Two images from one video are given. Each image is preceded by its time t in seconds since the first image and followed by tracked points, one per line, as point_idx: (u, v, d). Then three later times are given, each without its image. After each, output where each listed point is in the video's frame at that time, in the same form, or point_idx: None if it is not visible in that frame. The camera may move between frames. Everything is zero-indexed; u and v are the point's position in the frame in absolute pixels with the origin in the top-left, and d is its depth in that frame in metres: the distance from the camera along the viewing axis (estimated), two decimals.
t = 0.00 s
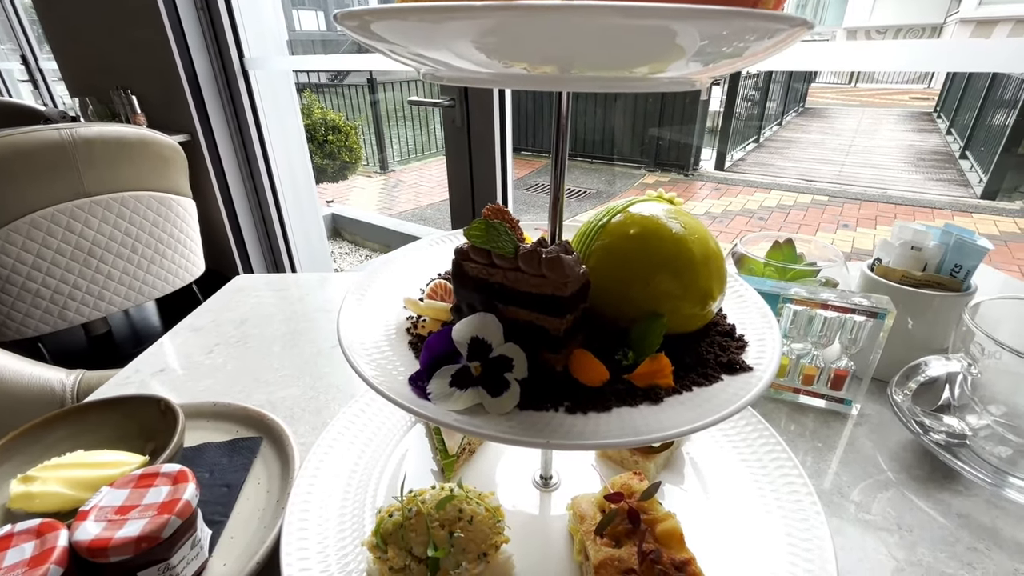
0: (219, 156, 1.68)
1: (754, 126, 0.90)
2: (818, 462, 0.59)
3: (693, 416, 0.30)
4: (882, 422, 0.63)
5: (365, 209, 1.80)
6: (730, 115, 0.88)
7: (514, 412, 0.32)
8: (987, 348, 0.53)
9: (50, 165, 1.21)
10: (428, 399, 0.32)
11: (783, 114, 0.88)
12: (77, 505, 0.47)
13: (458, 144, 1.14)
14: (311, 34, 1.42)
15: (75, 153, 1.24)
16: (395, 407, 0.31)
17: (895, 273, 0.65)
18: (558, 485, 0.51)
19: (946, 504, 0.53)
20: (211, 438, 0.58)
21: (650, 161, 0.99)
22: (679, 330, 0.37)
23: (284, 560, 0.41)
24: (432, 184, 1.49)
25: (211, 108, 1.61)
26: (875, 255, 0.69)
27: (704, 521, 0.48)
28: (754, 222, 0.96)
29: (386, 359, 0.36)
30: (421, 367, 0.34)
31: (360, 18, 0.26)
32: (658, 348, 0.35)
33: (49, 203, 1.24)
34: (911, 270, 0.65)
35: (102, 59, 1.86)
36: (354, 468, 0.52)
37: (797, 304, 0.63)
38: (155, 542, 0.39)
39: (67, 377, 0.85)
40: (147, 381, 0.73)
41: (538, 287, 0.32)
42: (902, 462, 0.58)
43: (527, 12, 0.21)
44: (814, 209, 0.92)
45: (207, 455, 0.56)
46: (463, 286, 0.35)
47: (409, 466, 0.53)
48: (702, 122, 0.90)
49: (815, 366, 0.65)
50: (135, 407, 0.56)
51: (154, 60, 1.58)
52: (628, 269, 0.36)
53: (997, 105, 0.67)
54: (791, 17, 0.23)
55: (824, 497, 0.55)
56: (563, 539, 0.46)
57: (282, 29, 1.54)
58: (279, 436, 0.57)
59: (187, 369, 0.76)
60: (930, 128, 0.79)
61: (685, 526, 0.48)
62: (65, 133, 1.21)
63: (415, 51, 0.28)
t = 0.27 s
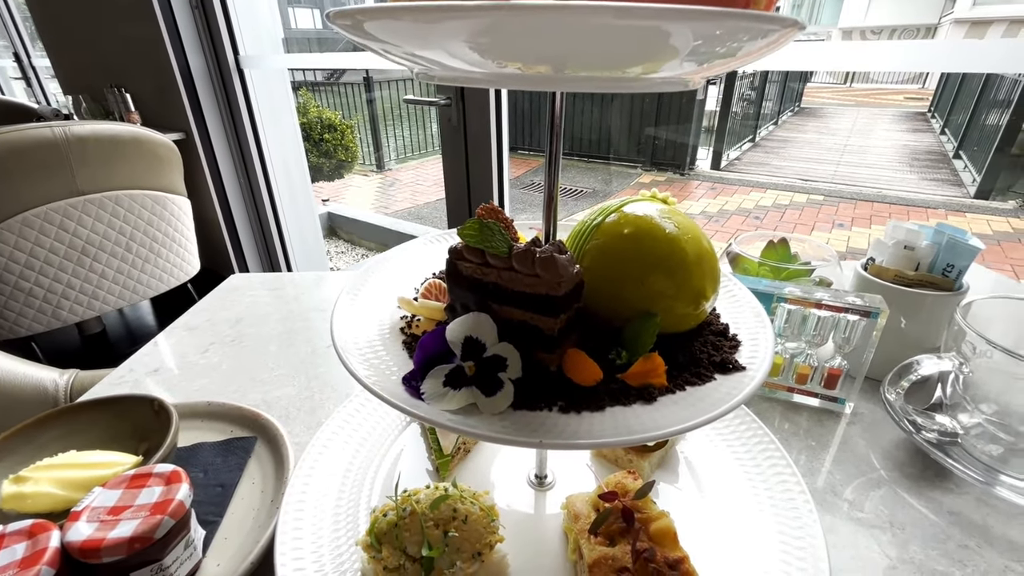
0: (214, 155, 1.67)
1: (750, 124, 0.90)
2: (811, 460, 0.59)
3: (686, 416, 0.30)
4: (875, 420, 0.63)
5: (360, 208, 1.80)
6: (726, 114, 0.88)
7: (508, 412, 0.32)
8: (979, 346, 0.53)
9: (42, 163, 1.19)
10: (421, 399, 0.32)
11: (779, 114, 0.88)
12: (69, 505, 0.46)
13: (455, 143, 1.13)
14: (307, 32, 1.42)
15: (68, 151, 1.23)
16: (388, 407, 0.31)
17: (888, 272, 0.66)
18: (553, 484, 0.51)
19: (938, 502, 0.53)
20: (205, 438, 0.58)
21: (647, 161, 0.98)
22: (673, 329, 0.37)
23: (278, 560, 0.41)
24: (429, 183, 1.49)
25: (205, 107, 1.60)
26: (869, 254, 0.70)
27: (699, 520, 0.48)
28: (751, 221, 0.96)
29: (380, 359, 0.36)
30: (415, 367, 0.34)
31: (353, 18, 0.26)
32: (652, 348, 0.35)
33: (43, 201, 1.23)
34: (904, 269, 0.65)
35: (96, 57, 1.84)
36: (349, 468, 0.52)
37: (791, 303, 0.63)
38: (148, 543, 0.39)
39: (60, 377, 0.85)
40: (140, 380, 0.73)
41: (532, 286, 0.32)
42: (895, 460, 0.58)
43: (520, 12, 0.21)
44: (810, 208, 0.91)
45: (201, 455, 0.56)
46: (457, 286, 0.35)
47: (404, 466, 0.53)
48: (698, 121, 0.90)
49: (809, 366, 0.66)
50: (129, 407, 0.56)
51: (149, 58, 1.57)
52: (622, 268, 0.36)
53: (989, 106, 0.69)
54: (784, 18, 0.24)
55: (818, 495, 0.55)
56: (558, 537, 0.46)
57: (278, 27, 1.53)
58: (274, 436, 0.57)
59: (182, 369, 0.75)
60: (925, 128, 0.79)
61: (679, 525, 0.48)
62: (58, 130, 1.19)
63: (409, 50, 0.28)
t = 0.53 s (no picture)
0: (212, 149, 1.65)
1: (751, 121, 0.90)
2: (818, 458, 0.58)
3: (697, 413, 0.29)
4: (883, 418, 0.62)
5: (359, 203, 1.79)
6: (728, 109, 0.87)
7: (510, 408, 0.30)
8: (991, 342, 0.52)
9: (38, 158, 1.14)
10: (420, 394, 0.31)
11: (781, 110, 0.87)
12: (59, 503, 0.45)
13: (455, 138, 1.12)
14: (307, 26, 1.40)
15: (64, 145, 1.16)
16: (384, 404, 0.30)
17: (896, 267, 0.64)
18: (555, 482, 0.50)
19: (948, 501, 0.52)
20: (200, 434, 0.57)
21: (648, 157, 0.96)
22: (681, 323, 0.36)
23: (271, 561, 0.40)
24: (429, 179, 1.47)
25: (204, 101, 1.58)
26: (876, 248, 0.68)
27: (704, 518, 0.47)
28: (751, 219, 0.94)
29: (378, 353, 0.35)
30: (413, 362, 0.33)
31: None
32: (659, 342, 0.34)
33: (39, 195, 1.17)
34: (913, 264, 0.64)
35: (93, 50, 1.82)
36: (345, 466, 0.51)
37: (797, 298, 0.62)
38: (138, 542, 0.38)
39: (56, 372, 0.83)
40: (135, 376, 0.71)
41: (535, 278, 0.31)
42: (903, 459, 0.57)
43: None
44: (811, 205, 0.89)
45: (195, 451, 0.54)
46: (457, 278, 0.34)
47: (401, 463, 0.52)
48: (699, 117, 0.89)
49: (815, 362, 0.64)
50: (121, 402, 0.55)
51: (146, 50, 1.55)
52: (628, 260, 0.35)
53: (992, 102, 0.67)
54: None
55: (826, 495, 0.54)
56: (561, 538, 0.44)
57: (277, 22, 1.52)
58: (270, 433, 0.56)
59: (177, 364, 0.74)
60: (927, 125, 0.79)
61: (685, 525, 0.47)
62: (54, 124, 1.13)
63: (405, 28, 0.27)
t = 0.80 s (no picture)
0: (215, 144, 1.65)
1: (756, 118, 0.87)
2: (822, 457, 0.57)
3: (701, 411, 0.28)
4: (889, 417, 0.61)
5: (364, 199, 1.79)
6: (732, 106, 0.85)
7: (509, 405, 0.30)
8: (999, 340, 0.51)
9: (40, 150, 1.12)
10: (417, 390, 0.30)
11: (786, 105, 0.85)
12: (55, 497, 0.45)
13: (458, 133, 1.11)
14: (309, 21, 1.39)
15: (66, 137, 1.15)
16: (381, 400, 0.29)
17: (903, 264, 0.63)
18: (555, 479, 0.49)
19: (956, 502, 0.51)
20: (198, 429, 0.57)
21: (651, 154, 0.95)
22: (684, 318, 0.35)
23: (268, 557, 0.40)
24: (432, 175, 1.46)
25: (206, 94, 1.57)
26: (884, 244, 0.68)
27: (707, 517, 0.46)
28: (755, 215, 0.92)
29: (375, 348, 0.34)
30: (411, 357, 0.32)
31: None
32: (663, 338, 0.34)
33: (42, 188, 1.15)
34: (921, 261, 0.63)
35: (95, 43, 1.82)
36: (343, 461, 0.50)
37: (803, 295, 0.61)
38: (132, 537, 0.37)
39: (57, 365, 0.83)
40: (134, 369, 0.71)
41: (535, 272, 0.30)
42: (909, 458, 0.56)
43: None
44: (816, 202, 0.88)
45: (192, 446, 0.54)
46: (456, 271, 0.33)
47: (399, 459, 0.51)
48: (703, 112, 0.87)
49: (820, 360, 0.64)
50: (118, 396, 0.54)
51: (148, 44, 1.54)
52: (631, 254, 0.34)
53: (1001, 101, 0.66)
54: None
55: (831, 494, 0.53)
56: (561, 536, 0.44)
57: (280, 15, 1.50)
58: (268, 428, 0.55)
59: (177, 358, 0.73)
60: (933, 122, 0.78)
61: (688, 525, 0.46)
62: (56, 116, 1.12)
63: (404, 14, 0.26)
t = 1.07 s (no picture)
0: (223, 136, 1.64)
1: (765, 113, 0.84)
2: (835, 455, 0.56)
3: (715, 407, 0.27)
4: (904, 415, 0.60)
5: (370, 193, 1.75)
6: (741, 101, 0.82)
7: (515, 399, 0.29)
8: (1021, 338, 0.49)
9: (48, 142, 1.10)
10: (420, 383, 0.29)
11: (796, 101, 0.83)
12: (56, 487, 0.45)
13: (465, 126, 1.10)
14: (316, 14, 1.37)
15: (75, 129, 1.13)
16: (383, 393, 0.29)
17: (921, 260, 0.61)
18: (561, 475, 0.48)
19: (973, 504, 0.50)
20: (200, 420, 0.56)
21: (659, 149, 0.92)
22: (697, 312, 0.34)
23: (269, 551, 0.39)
24: (438, 169, 1.45)
25: (213, 86, 1.56)
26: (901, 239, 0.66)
27: (716, 516, 0.45)
28: (764, 212, 0.89)
29: (378, 339, 0.33)
30: (414, 349, 0.31)
31: None
32: (675, 332, 0.32)
33: (51, 178, 1.13)
34: (939, 257, 0.61)
35: (103, 34, 1.81)
36: (346, 454, 0.50)
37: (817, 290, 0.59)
38: (132, 529, 0.37)
39: (64, 354, 0.83)
40: (138, 359, 0.71)
41: (544, 261, 0.29)
42: (925, 458, 0.55)
43: None
44: (826, 198, 0.85)
45: (195, 437, 0.53)
46: (462, 261, 0.32)
47: (402, 454, 0.50)
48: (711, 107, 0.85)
49: (833, 357, 0.62)
50: (121, 386, 0.54)
51: (156, 36, 1.54)
52: (642, 244, 0.33)
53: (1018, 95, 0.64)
54: None
55: (844, 493, 0.52)
56: (566, 533, 0.43)
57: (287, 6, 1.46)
58: (271, 419, 0.55)
59: (180, 349, 0.73)
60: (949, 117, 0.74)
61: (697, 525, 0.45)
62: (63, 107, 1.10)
63: None
